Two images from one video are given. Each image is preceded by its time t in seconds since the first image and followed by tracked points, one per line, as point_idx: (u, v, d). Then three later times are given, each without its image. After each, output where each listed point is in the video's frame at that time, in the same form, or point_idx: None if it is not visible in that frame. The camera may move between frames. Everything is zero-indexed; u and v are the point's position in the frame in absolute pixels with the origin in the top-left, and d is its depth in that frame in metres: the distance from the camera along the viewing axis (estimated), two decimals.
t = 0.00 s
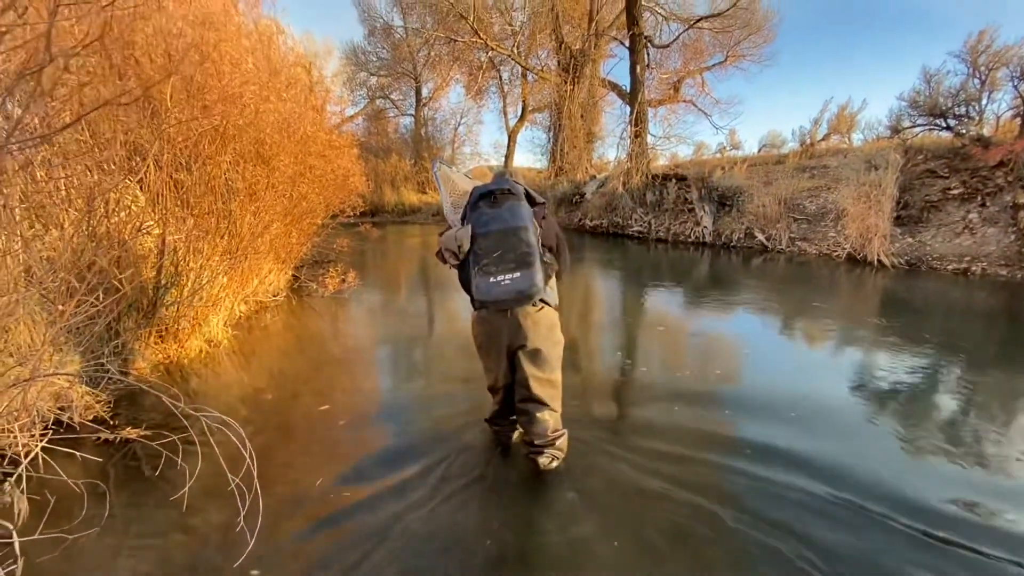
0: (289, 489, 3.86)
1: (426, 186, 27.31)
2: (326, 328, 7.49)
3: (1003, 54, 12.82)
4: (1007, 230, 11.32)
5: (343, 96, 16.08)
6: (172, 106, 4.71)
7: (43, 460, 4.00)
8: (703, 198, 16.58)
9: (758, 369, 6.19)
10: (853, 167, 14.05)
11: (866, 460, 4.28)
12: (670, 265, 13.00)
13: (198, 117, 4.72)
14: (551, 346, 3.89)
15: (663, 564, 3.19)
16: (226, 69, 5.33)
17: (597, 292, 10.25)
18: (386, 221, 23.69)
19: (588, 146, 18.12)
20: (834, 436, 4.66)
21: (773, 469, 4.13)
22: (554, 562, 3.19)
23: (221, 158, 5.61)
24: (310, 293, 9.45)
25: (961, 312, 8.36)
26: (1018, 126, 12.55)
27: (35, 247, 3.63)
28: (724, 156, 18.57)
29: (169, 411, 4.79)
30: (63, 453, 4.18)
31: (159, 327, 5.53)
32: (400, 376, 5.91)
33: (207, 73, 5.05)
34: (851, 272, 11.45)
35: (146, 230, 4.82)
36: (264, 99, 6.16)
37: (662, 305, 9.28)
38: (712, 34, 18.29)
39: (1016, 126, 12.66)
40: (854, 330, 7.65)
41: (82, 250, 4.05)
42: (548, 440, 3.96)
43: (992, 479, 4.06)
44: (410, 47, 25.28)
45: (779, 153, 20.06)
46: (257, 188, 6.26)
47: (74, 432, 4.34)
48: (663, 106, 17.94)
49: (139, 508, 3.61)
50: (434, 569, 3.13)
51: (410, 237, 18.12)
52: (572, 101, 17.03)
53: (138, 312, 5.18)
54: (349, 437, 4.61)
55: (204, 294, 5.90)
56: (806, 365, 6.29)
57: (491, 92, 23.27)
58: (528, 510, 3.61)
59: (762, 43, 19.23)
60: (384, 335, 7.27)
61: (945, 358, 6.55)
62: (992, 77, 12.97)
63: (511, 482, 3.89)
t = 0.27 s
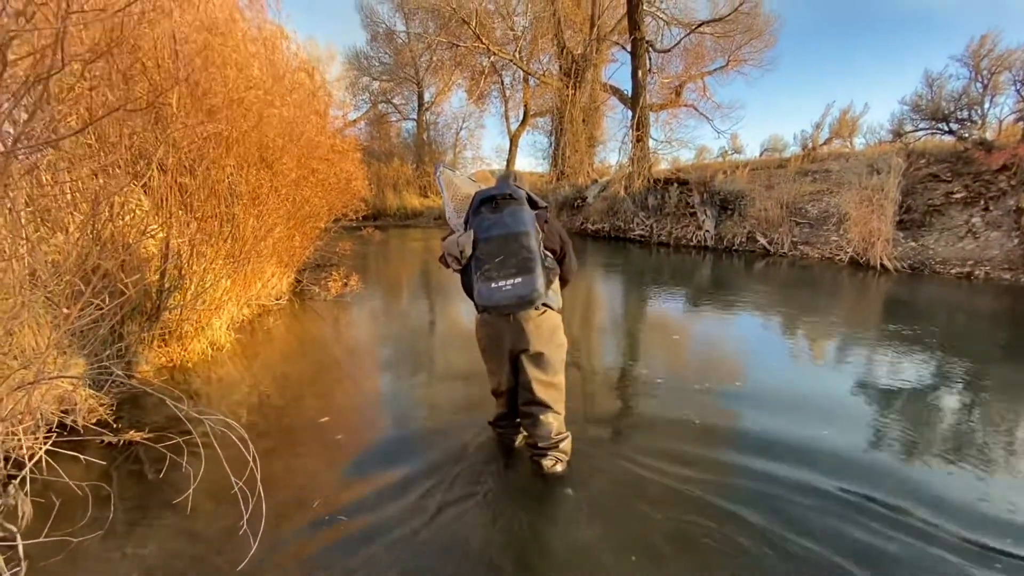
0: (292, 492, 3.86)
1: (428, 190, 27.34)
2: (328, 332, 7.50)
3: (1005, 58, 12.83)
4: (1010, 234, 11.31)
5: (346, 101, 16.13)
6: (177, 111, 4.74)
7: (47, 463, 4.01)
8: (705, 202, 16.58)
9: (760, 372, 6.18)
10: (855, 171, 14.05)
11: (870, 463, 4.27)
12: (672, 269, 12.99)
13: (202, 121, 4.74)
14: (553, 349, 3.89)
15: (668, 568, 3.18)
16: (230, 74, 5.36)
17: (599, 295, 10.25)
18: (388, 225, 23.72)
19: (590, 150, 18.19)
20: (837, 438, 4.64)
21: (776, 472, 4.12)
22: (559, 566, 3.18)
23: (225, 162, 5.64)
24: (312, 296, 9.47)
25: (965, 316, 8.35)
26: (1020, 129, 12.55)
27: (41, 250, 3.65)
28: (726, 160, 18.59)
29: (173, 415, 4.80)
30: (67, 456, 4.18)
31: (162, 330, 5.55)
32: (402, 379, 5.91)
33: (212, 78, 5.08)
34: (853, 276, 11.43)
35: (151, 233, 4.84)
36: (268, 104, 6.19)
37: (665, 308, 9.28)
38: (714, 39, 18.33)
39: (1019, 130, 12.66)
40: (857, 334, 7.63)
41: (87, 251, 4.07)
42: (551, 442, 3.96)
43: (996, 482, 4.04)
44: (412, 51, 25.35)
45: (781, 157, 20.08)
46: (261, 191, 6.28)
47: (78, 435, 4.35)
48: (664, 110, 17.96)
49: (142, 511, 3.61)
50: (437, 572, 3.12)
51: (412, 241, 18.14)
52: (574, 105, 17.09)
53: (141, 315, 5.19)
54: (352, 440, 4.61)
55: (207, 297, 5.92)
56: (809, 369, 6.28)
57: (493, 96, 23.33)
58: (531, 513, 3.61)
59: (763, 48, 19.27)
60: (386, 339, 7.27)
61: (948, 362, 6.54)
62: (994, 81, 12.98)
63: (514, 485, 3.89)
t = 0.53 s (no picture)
0: (288, 496, 3.86)
1: (430, 193, 27.36)
2: (328, 334, 7.50)
3: (1006, 59, 12.84)
4: (1011, 236, 11.29)
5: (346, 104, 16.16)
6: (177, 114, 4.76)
7: (43, 466, 4.01)
8: (705, 204, 16.57)
9: (760, 375, 6.17)
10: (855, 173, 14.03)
11: (867, 467, 4.26)
12: (672, 271, 12.99)
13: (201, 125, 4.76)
14: (550, 353, 3.91)
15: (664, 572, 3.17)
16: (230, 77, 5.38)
17: (600, 298, 10.24)
18: (389, 227, 23.73)
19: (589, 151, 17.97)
20: (835, 442, 4.64)
21: (773, 476, 4.12)
22: (554, 569, 3.17)
23: (225, 165, 5.66)
24: (312, 299, 9.48)
25: (967, 318, 8.33)
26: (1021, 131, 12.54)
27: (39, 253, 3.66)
28: (727, 162, 18.58)
29: (170, 417, 4.80)
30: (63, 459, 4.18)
31: (160, 333, 5.56)
32: (402, 382, 5.90)
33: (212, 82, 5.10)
34: (854, 278, 11.42)
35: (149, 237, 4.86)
36: (268, 107, 6.21)
37: (666, 311, 9.28)
38: (714, 41, 18.36)
39: (1019, 131, 12.66)
40: (857, 337, 7.62)
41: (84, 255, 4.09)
42: (549, 443, 3.97)
43: (994, 487, 4.03)
44: (413, 54, 25.46)
45: (782, 159, 20.08)
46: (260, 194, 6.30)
47: (74, 439, 4.35)
48: (665, 112, 17.96)
49: (137, 514, 3.61)
50: None
51: (413, 244, 18.15)
52: (574, 108, 17.11)
53: (139, 318, 5.21)
54: (349, 444, 4.60)
55: (206, 300, 5.93)
56: (809, 372, 6.27)
57: (493, 99, 23.36)
58: (528, 516, 3.60)
59: (763, 50, 19.28)
60: (386, 341, 7.27)
61: (949, 364, 6.53)
62: (995, 83, 12.98)
63: (512, 488, 3.88)
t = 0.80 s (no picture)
0: (276, 505, 3.76)
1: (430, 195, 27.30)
2: (324, 338, 7.43)
3: (1009, 58, 12.77)
4: (1015, 236, 11.21)
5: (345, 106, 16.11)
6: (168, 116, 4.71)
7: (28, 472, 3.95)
8: (705, 206, 16.50)
9: (761, 379, 6.09)
10: (857, 173, 13.95)
11: (869, 475, 4.18)
12: (672, 273, 12.91)
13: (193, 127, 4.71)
14: (544, 358, 3.84)
15: None
16: (224, 78, 5.33)
17: (600, 300, 10.17)
18: (389, 230, 23.67)
19: (591, 153, 18.15)
20: (837, 449, 4.56)
21: (772, 484, 4.05)
22: None
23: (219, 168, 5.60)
24: (309, 301, 9.41)
25: (971, 320, 8.24)
26: None
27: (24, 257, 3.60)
28: (727, 163, 18.51)
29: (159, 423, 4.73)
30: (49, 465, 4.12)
31: (152, 337, 5.50)
32: (398, 386, 5.83)
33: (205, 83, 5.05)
34: (856, 279, 11.34)
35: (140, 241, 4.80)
36: (263, 108, 6.15)
37: (667, 313, 9.21)
38: (714, 42, 18.30)
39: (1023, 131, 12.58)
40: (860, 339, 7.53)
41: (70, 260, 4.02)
42: (543, 447, 3.93)
43: (1000, 497, 3.94)
44: (413, 56, 25.44)
45: (783, 159, 20.02)
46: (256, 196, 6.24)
47: (61, 445, 4.28)
48: (665, 113, 17.89)
49: (121, 523, 3.54)
50: None
51: (413, 246, 18.09)
52: (574, 109, 17.05)
53: (130, 322, 5.14)
54: (342, 450, 4.52)
55: (199, 304, 5.86)
56: (812, 376, 6.19)
57: (493, 101, 23.31)
58: (522, 527, 3.51)
59: (764, 50, 19.21)
60: (384, 345, 7.20)
61: (955, 367, 6.45)
62: (998, 82, 12.90)
63: (506, 497, 3.79)
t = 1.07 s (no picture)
0: (262, 515, 3.67)
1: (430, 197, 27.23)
2: (320, 341, 7.35)
3: (1012, 56, 12.68)
4: (1021, 235, 11.11)
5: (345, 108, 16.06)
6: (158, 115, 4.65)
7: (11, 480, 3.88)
8: (706, 206, 16.41)
9: (762, 381, 6.01)
10: (859, 173, 13.86)
11: (874, 478, 4.09)
12: (673, 274, 12.83)
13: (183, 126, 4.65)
14: (536, 363, 3.77)
15: None
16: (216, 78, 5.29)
17: (601, 301, 10.09)
18: (390, 232, 23.60)
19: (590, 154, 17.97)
20: (840, 451, 4.48)
21: (774, 487, 3.97)
22: None
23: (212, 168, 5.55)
24: (305, 304, 9.33)
25: (976, 320, 8.14)
26: None
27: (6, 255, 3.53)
28: (728, 163, 18.42)
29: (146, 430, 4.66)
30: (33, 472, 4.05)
31: (143, 340, 5.43)
32: (393, 390, 5.75)
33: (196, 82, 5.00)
34: (859, 279, 11.24)
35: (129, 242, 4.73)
36: (256, 109, 6.10)
37: (668, 314, 9.13)
38: (715, 42, 18.23)
39: None
40: (864, 340, 7.44)
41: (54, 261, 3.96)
42: (536, 450, 3.85)
43: (1008, 498, 3.86)
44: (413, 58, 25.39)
45: (785, 159, 19.94)
46: (250, 197, 6.18)
47: (46, 451, 4.21)
48: (666, 114, 17.80)
49: (103, 533, 3.46)
50: None
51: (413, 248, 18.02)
52: (574, 109, 16.97)
53: (118, 325, 5.07)
54: (334, 456, 4.45)
55: (191, 306, 5.79)
56: (815, 377, 6.11)
57: (493, 102, 23.25)
58: (515, 537, 3.42)
59: (765, 50, 19.13)
60: (382, 348, 7.13)
61: (960, 368, 6.37)
62: (1001, 79, 12.80)
63: (500, 506, 3.71)
